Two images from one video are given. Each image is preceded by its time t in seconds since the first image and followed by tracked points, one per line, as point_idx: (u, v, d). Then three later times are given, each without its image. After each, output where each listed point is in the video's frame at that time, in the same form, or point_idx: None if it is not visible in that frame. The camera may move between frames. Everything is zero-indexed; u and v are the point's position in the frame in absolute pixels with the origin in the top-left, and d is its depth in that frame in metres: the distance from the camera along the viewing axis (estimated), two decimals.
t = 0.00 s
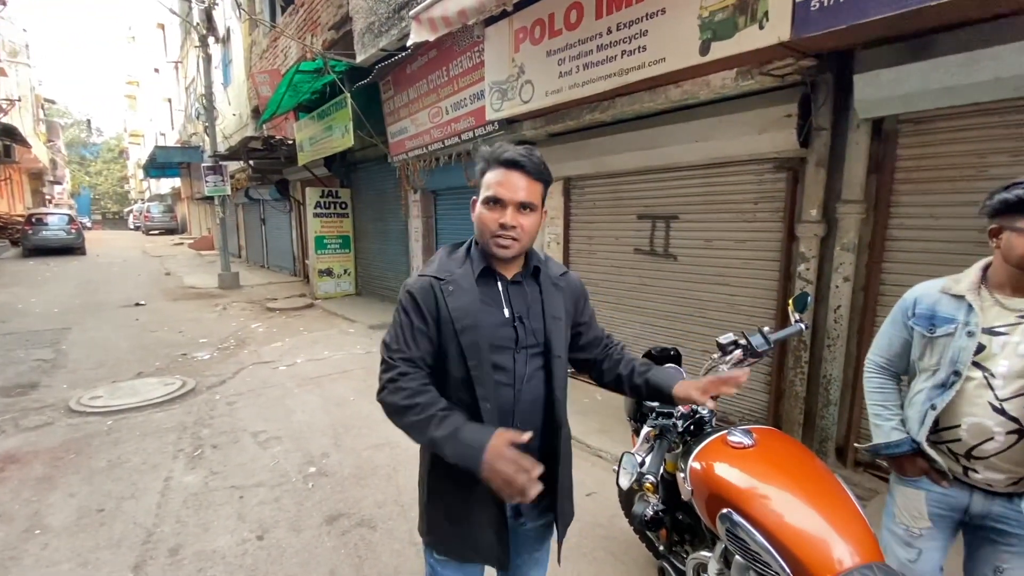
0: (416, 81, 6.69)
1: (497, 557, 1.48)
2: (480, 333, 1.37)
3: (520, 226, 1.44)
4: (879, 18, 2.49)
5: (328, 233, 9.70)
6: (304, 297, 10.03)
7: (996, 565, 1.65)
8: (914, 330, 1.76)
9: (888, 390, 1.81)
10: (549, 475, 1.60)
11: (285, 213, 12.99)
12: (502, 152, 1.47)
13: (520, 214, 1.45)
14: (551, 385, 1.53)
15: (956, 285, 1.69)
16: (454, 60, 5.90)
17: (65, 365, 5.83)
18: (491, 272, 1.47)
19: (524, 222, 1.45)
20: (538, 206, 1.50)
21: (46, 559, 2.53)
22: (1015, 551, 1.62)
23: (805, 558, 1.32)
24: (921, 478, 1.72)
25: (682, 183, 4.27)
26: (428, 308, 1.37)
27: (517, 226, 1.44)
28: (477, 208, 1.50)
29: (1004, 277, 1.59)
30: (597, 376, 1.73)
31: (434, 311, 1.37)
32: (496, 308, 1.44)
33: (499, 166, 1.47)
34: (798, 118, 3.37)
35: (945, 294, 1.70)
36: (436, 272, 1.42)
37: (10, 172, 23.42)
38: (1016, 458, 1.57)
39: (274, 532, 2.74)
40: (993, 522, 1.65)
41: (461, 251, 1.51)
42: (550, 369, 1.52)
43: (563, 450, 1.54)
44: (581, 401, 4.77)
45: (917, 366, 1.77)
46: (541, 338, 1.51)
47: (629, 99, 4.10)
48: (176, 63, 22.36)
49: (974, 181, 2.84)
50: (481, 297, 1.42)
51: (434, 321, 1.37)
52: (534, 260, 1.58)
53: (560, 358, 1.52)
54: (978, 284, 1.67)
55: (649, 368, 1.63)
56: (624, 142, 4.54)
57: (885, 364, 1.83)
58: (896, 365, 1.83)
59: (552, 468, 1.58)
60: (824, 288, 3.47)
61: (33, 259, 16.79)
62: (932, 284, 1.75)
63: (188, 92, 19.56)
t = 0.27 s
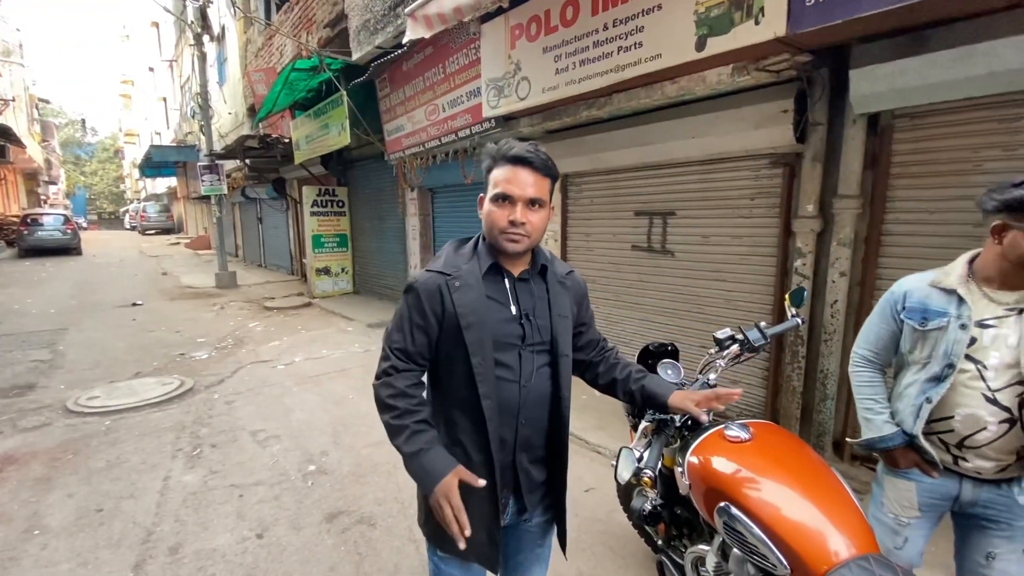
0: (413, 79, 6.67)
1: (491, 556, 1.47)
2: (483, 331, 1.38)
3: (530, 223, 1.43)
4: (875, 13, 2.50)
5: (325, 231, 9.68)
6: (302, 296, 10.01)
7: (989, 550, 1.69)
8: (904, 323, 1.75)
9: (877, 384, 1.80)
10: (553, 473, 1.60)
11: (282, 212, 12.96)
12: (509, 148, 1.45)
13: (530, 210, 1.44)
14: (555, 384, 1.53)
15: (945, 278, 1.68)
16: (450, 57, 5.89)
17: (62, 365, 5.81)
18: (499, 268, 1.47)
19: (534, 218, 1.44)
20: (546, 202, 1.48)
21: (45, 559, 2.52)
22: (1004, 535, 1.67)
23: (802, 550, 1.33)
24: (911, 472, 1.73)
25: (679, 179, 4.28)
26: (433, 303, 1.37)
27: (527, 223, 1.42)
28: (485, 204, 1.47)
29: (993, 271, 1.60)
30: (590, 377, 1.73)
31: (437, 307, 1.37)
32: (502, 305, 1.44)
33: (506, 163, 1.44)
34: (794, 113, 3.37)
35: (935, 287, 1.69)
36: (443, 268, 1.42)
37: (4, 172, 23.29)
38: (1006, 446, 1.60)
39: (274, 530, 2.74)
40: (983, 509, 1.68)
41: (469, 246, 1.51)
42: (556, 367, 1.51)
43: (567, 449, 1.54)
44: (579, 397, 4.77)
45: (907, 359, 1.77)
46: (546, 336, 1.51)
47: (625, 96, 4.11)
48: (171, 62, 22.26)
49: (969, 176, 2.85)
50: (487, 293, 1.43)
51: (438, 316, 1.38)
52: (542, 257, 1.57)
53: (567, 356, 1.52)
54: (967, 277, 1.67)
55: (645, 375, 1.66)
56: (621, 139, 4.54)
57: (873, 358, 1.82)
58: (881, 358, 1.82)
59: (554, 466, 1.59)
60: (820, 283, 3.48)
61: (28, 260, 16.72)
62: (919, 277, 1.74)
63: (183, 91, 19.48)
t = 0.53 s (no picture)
0: (409, 76, 6.66)
1: (491, 553, 1.48)
2: (478, 326, 1.38)
3: (547, 237, 1.41)
4: (870, 10, 2.50)
5: (323, 230, 9.67)
6: (300, 295, 10.00)
7: (961, 527, 1.66)
8: (871, 315, 1.79)
9: (851, 377, 1.81)
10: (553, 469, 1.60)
11: (279, 210, 12.94)
12: (530, 155, 1.38)
13: (547, 223, 1.41)
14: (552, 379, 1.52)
15: (903, 269, 1.75)
16: (447, 55, 5.88)
17: (60, 365, 5.81)
18: (494, 263, 1.46)
19: (550, 231, 1.42)
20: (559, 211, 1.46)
21: (45, 559, 2.53)
22: (975, 512, 1.64)
23: (798, 543, 1.34)
24: (887, 458, 1.76)
25: (676, 176, 4.29)
26: (429, 300, 1.37)
27: (545, 237, 1.40)
28: (502, 211, 1.40)
29: (947, 261, 1.67)
30: (603, 375, 1.70)
31: (434, 304, 1.38)
32: (497, 301, 1.43)
33: (528, 172, 1.37)
34: (791, 109, 3.38)
35: (896, 278, 1.74)
36: (438, 265, 1.42)
37: None
38: (972, 427, 1.62)
39: (273, 528, 2.75)
40: (952, 486, 1.67)
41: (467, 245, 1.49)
42: (552, 363, 1.51)
43: (566, 445, 1.54)
44: (577, 394, 4.78)
45: (876, 349, 1.80)
46: (542, 331, 1.50)
47: (622, 92, 4.11)
48: (167, 61, 22.16)
49: (964, 171, 2.86)
50: (482, 289, 1.42)
51: (435, 313, 1.38)
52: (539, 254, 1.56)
53: (562, 352, 1.52)
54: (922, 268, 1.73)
55: (653, 367, 1.63)
56: (618, 136, 4.55)
57: (847, 351, 1.84)
58: (851, 352, 1.84)
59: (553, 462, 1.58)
60: (817, 279, 3.49)
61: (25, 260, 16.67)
62: (882, 270, 1.80)
63: (179, 89, 19.40)
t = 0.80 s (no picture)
0: (407, 72, 6.63)
1: (481, 551, 1.46)
2: (469, 322, 1.37)
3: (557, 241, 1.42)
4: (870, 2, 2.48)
5: (321, 227, 9.65)
6: (298, 292, 9.98)
7: (931, 503, 1.76)
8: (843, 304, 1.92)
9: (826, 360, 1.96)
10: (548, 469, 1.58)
11: (277, 207, 12.90)
12: (543, 160, 1.35)
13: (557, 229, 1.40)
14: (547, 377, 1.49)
15: (873, 261, 1.87)
16: (444, 50, 5.85)
17: (58, 364, 5.79)
18: (489, 259, 1.44)
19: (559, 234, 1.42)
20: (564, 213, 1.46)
21: (44, 558, 2.52)
22: (941, 488, 1.74)
23: (797, 536, 1.34)
24: (857, 433, 1.89)
25: (676, 171, 4.27)
26: (422, 297, 1.38)
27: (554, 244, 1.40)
28: (515, 216, 1.35)
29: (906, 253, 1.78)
30: (621, 374, 1.58)
31: (426, 300, 1.38)
32: (489, 298, 1.42)
33: (546, 178, 1.35)
34: (790, 103, 3.36)
35: (864, 270, 1.87)
36: (432, 262, 1.43)
37: None
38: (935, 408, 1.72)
39: (273, 526, 2.74)
40: (919, 464, 1.77)
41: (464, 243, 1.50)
42: (547, 360, 1.48)
43: (562, 445, 1.51)
44: (576, 390, 4.78)
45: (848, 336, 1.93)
46: (537, 328, 1.47)
47: (621, 87, 4.08)
48: (163, 58, 22.04)
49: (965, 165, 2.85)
50: (474, 286, 1.41)
51: (427, 310, 1.38)
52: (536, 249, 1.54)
53: (557, 350, 1.48)
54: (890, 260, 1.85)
55: (690, 384, 1.47)
56: (617, 131, 4.53)
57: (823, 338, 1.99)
58: (828, 337, 1.99)
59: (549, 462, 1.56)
60: (817, 274, 3.48)
61: (22, 259, 16.61)
62: (854, 262, 1.92)
63: (176, 86, 19.30)
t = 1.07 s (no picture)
0: (404, 68, 6.60)
1: (468, 547, 1.46)
2: (449, 321, 1.36)
3: (527, 221, 1.38)
4: None
5: (319, 224, 9.63)
6: (297, 289, 9.97)
7: (914, 483, 1.97)
8: (829, 294, 2.22)
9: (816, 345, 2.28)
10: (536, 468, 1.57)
11: (275, 204, 12.87)
12: (506, 137, 1.37)
13: (525, 207, 1.38)
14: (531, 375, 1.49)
15: (854, 254, 2.13)
16: (442, 45, 5.82)
17: (57, 362, 5.78)
18: (467, 257, 1.44)
19: (529, 214, 1.39)
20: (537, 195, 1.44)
21: (44, 555, 2.53)
22: (920, 468, 1.95)
23: (793, 529, 1.34)
24: (843, 412, 2.16)
25: (674, 167, 4.26)
26: (401, 297, 1.37)
27: (522, 221, 1.37)
28: (477, 195, 1.37)
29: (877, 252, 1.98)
30: (596, 369, 1.61)
31: (405, 300, 1.38)
32: (470, 297, 1.41)
33: (504, 153, 1.37)
34: (789, 98, 3.35)
35: (847, 262, 2.14)
36: (409, 261, 1.41)
37: None
38: (909, 388, 1.96)
39: (273, 522, 2.75)
40: (901, 445, 1.99)
41: (440, 239, 1.48)
42: (531, 358, 1.47)
43: (548, 444, 1.50)
44: (576, 386, 4.78)
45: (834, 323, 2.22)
46: (520, 326, 1.46)
47: (619, 82, 4.07)
48: (159, 54, 21.92)
49: (964, 159, 2.86)
50: (454, 284, 1.40)
51: (407, 311, 1.38)
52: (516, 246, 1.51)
53: (540, 348, 1.47)
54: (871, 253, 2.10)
55: (652, 370, 1.50)
56: (615, 126, 4.51)
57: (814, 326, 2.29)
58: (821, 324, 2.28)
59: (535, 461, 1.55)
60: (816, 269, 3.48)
61: (20, 257, 16.58)
62: (840, 255, 2.20)
63: (172, 83, 19.20)
